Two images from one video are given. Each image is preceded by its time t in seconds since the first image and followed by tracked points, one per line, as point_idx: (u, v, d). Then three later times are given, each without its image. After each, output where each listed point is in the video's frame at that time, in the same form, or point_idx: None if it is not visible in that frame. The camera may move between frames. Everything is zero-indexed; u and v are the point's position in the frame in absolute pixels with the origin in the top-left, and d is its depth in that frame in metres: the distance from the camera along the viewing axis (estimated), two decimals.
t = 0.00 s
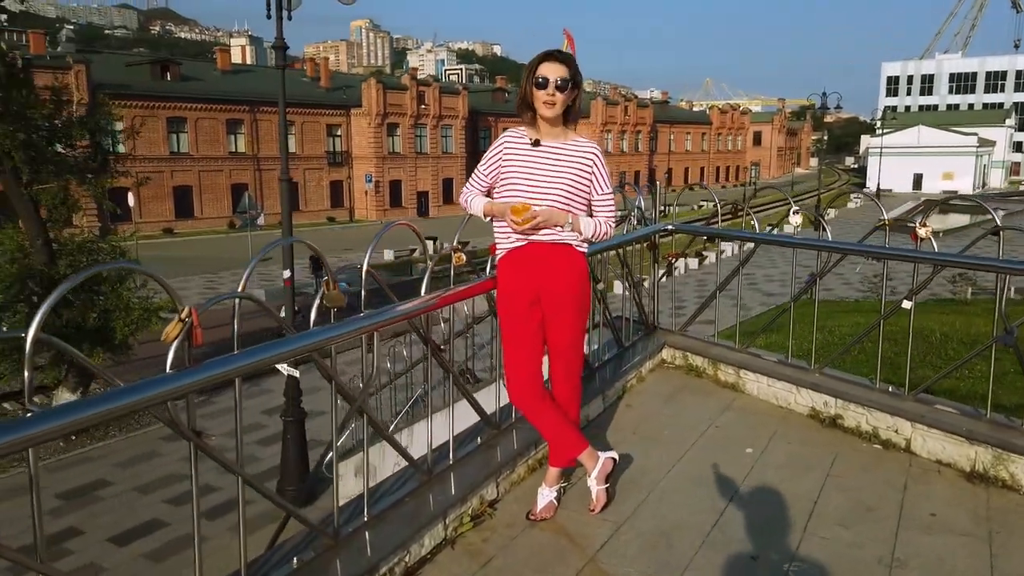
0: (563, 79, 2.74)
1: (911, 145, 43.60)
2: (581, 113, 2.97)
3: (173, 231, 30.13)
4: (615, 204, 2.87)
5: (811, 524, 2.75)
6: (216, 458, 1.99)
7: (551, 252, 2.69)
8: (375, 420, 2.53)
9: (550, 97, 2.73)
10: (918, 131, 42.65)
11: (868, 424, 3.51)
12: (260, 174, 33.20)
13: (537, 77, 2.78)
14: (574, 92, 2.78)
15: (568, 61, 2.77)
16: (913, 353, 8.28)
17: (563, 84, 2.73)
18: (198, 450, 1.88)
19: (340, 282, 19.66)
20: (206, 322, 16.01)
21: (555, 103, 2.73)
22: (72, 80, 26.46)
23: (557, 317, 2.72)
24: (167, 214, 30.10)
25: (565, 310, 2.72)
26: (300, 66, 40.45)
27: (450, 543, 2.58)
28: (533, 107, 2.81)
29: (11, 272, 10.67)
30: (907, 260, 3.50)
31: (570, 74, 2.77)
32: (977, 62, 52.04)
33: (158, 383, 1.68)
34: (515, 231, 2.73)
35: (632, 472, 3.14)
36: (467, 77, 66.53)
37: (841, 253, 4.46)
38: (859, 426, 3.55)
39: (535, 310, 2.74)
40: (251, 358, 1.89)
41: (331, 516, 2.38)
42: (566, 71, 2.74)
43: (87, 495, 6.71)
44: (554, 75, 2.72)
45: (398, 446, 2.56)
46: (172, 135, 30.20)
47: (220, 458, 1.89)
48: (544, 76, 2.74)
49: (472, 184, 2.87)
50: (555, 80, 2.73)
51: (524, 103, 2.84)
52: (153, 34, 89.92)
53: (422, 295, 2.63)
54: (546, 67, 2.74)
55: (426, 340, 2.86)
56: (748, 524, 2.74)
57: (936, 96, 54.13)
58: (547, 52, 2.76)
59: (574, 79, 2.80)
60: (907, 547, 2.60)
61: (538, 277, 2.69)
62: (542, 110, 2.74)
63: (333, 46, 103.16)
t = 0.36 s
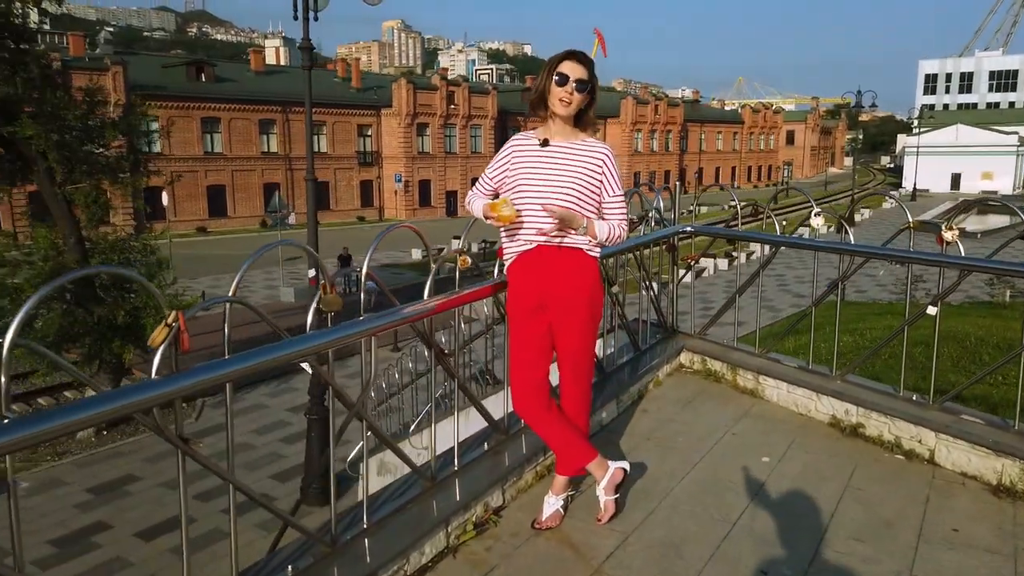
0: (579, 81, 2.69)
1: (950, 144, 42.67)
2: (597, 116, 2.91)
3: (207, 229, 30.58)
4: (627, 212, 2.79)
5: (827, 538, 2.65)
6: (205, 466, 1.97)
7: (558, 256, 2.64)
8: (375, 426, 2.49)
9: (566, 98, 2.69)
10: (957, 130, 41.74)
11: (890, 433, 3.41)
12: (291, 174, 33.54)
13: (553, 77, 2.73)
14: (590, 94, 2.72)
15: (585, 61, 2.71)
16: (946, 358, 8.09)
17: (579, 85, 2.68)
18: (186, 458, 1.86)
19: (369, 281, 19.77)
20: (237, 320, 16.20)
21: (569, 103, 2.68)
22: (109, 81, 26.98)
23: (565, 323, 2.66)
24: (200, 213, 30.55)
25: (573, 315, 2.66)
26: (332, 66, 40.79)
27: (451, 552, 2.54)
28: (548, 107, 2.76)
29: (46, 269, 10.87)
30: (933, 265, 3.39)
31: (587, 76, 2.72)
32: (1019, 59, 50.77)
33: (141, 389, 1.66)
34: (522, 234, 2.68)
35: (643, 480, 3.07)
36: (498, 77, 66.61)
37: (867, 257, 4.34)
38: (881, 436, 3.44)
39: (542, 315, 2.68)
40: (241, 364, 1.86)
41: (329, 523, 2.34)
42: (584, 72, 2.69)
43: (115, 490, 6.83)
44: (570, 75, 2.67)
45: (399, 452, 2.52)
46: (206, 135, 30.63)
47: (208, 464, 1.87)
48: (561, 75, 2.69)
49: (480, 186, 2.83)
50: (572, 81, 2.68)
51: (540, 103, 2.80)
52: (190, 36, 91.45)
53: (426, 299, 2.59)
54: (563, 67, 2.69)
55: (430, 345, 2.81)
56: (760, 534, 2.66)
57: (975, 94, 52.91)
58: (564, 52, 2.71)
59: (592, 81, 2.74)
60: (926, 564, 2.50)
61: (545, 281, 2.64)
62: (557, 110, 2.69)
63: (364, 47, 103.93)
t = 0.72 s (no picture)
0: (588, 86, 2.61)
1: (988, 143, 41.67)
2: (604, 123, 2.83)
3: (237, 228, 30.91)
4: (640, 222, 2.69)
5: (850, 568, 2.52)
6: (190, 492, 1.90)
7: (566, 269, 2.53)
8: (374, 446, 2.41)
9: (575, 104, 2.60)
10: (996, 128, 40.74)
11: (919, 454, 3.25)
12: (320, 174, 33.75)
13: (560, 83, 2.64)
14: (599, 99, 2.64)
15: (592, 67, 2.63)
16: (982, 367, 7.82)
17: (589, 91, 2.59)
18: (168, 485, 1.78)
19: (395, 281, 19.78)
20: (264, 319, 16.31)
21: (579, 109, 2.60)
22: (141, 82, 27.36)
23: (574, 338, 2.56)
24: (230, 212, 30.88)
25: (582, 330, 2.55)
26: (361, 66, 41.00)
27: None
28: (555, 114, 2.67)
29: (75, 269, 11.00)
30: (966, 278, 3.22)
31: (594, 81, 2.64)
32: None
33: (122, 416, 1.59)
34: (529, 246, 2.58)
35: (657, 502, 2.95)
36: (527, 76, 66.58)
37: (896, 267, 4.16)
38: (910, 456, 3.29)
39: (551, 330, 2.58)
40: (228, 387, 1.79)
41: (326, 548, 2.26)
42: (592, 77, 2.61)
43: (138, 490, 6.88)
44: (578, 81, 2.58)
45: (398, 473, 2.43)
46: (237, 135, 30.93)
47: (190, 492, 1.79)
48: (568, 81, 2.61)
49: (485, 197, 2.74)
50: (580, 87, 2.60)
51: (546, 110, 2.71)
52: (224, 37, 92.77)
53: (427, 315, 2.50)
54: (570, 72, 2.61)
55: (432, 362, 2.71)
56: (777, 563, 2.53)
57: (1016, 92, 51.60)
58: (571, 57, 2.63)
59: (598, 85, 2.66)
60: None
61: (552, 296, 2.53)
62: (565, 117, 2.61)
63: (395, 46, 104.53)
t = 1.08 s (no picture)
0: (594, 88, 2.51)
1: None
2: (615, 128, 2.71)
3: (267, 227, 31.18)
4: (659, 231, 2.56)
5: None
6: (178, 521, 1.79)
7: (579, 283, 2.42)
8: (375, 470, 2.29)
9: (583, 109, 2.51)
10: None
11: (959, 477, 3.09)
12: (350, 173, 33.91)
13: (567, 88, 2.54)
14: (606, 104, 2.54)
15: (598, 68, 2.53)
16: None
17: (595, 95, 2.49)
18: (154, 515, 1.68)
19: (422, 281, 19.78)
20: (293, 318, 16.40)
21: (588, 114, 2.49)
22: (175, 83, 27.66)
23: (590, 355, 2.44)
24: (261, 211, 31.15)
25: (599, 346, 2.43)
26: (391, 65, 41.11)
27: None
28: (563, 120, 2.57)
29: (104, 269, 11.05)
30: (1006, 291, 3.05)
31: (601, 83, 2.53)
32: None
33: (111, 441, 1.51)
34: (540, 259, 2.47)
35: (676, 527, 2.81)
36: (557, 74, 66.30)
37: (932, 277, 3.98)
38: (948, 480, 3.12)
39: (564, 346, 2.46)
40: (220, 411, 1.69)
41: None
42: (598, 79, 2.51)
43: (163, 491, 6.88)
44: (584, 85, 2.48)
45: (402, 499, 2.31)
46: (268, 134, 31.17)
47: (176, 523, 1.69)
48: (573, 85, 2.51)
49: (494, 209, 2.63)
50: (586, 91, 2.50)
51: (553, 118, 2.61)
52: (257, 37, 93.85)
53: (434, 331, 2.40)
54: (575, 76, 2.51)
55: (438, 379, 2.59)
56: None
57: None
58: (575, 61, 2.53)
59: (604, 88, 2.55)
60: None
61: (565, 311, 2.42)
62: (574, 123, 2.50)
63: (425, 45, 104.97)
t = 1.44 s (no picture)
0: (603, 91, 2.39)
1: None
2: (626, 131, 2.60)
3: (291, 227, 31.35)
4: (673, 237, 2.47)
5: None
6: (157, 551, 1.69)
7: (592, 295, 2.29)
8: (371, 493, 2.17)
9: (592, 112, 2.38)
10: None
11: (997, 501, 2.91)
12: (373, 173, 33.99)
13: (575, 89, 2.42)
14: (617, 106, 2.42)
15: (608, 69, 2.41)
16: None
17: (604, 97, 2.38)
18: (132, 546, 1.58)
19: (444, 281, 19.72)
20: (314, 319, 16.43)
21: (598, 118, 2.37)
22: (202, 84, 27.83)
23: (604, 371, 2.31)
24: (285, 211, 31.32)
25: (613, 360, 2.30)
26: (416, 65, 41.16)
27: None
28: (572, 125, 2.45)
29: (124, 271, 11.05)
30: None
31: (611, 85, 2.41)
32: None
33: (82, 471, 1.40)
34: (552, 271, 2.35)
35: (693, 550, 2.67)
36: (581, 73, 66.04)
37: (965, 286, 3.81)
38: (985, 504, 2.95)
39: (575, 359, 2.33)
40: (202, 436, 1.58)
41: None
42: (608, 82, 2.39)
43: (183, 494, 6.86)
44: (593, 87, 2.36)
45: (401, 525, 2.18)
46: (292, 135, 31.30)
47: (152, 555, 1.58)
48: (581, 87, 2.38)
49: (501, 216, 2.51)
50: (595, 93, 2.38)
51: (562, 121, 2.49)
52: (285, 38, 94.75)
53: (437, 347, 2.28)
54: (583, 77, 2.39)
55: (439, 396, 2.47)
56: None
57: None
58: (582, 61, 2.40)
59: (614, 89, 2.43)
60: None
61: (576, 324, 2.29)
62: (583, 128, 2.38)
63: (451, 45, 105.27)
